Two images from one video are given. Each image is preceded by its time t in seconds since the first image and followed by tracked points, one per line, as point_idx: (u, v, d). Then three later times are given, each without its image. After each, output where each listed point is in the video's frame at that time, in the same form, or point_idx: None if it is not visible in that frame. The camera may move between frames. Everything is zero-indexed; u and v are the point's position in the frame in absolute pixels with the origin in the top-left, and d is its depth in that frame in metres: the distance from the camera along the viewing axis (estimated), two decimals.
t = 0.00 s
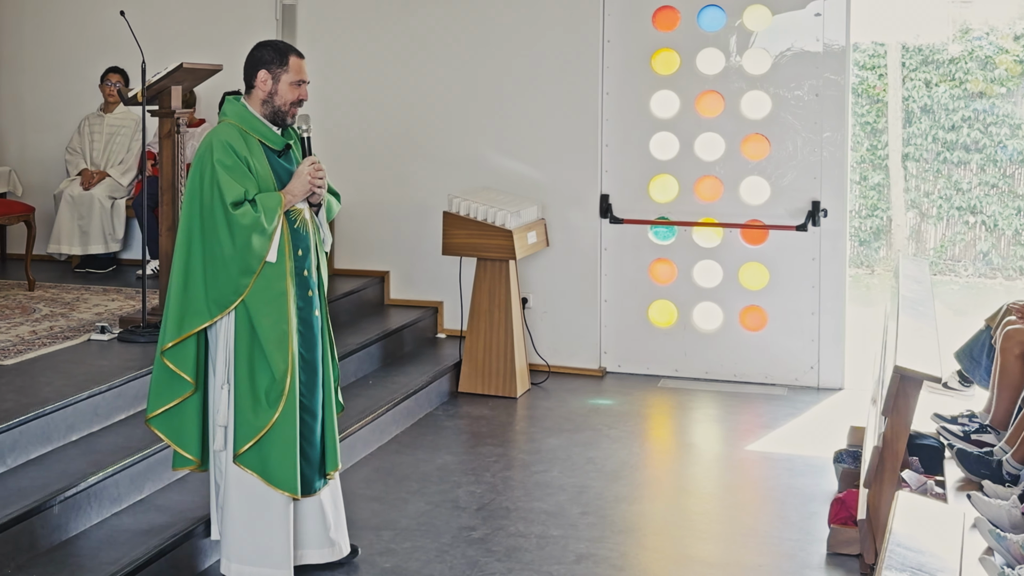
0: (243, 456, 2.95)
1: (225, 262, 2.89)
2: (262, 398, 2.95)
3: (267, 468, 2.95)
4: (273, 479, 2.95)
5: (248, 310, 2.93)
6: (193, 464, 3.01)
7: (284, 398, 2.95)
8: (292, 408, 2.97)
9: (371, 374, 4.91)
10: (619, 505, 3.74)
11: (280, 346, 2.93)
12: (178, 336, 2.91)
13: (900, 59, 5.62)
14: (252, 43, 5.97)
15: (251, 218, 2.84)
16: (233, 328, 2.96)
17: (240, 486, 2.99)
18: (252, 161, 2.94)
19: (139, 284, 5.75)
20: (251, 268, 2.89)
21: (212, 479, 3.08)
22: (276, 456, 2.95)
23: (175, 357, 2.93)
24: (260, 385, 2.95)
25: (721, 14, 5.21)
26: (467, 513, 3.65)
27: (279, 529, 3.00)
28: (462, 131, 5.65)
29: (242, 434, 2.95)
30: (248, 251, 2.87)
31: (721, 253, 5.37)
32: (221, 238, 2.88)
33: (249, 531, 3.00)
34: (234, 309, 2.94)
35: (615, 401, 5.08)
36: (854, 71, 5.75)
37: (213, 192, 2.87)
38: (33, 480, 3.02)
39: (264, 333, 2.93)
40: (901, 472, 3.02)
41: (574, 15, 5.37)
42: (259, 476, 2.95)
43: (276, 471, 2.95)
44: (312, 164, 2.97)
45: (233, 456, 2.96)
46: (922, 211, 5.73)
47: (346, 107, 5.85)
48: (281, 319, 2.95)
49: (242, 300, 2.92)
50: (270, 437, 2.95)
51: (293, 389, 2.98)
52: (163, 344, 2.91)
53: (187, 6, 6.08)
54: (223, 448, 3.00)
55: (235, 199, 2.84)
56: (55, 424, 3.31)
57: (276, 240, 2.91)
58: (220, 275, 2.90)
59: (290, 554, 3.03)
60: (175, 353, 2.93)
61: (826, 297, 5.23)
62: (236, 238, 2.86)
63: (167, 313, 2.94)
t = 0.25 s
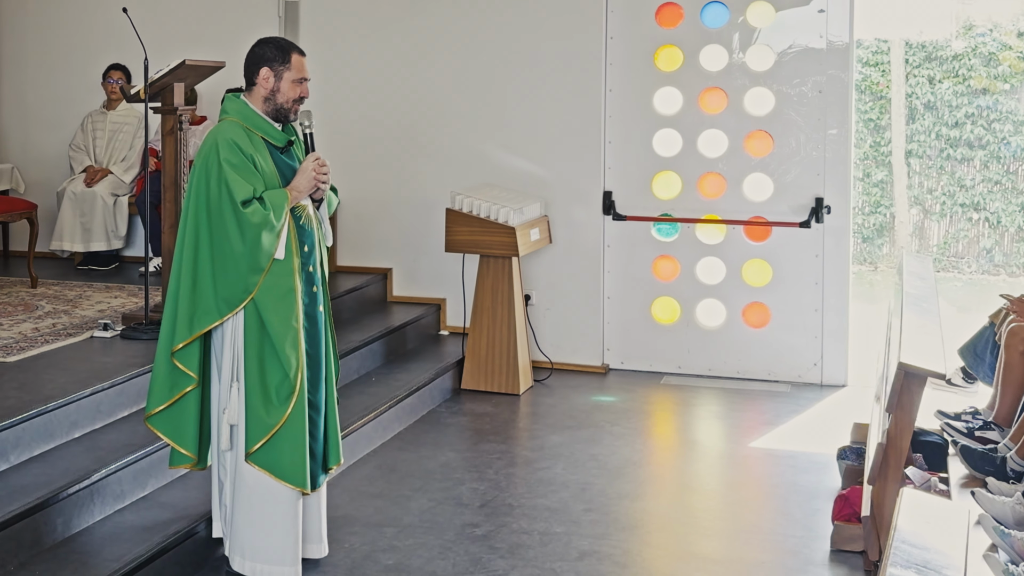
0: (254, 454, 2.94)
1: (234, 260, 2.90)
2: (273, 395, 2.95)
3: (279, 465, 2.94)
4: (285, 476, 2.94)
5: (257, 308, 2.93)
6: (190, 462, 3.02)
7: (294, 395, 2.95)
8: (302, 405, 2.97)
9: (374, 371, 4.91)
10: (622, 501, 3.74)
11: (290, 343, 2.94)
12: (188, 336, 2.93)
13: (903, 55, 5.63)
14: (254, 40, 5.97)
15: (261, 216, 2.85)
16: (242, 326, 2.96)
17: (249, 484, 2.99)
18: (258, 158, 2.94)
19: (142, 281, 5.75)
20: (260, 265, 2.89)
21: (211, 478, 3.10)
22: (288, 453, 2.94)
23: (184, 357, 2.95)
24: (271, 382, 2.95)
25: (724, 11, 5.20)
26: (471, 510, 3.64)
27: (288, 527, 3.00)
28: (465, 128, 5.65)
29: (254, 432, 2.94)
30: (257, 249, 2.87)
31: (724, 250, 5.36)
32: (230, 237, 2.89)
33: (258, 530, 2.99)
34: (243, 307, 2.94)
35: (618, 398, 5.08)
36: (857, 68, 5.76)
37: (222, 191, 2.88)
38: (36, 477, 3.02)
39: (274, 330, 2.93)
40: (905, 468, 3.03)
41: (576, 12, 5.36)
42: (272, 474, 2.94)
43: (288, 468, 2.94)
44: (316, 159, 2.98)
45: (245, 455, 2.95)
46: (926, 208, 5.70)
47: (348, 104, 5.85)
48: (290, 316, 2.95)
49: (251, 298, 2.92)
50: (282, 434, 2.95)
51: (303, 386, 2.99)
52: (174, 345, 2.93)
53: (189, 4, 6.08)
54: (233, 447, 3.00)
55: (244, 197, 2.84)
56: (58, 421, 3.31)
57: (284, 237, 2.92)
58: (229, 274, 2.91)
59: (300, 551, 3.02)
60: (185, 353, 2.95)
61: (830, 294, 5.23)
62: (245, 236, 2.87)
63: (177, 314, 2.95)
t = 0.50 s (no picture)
0: (264, 449, 2.94)
1: (239, 256, 2.89)
2: (281, 390, 2.95)
3: (289, 460, 2.95)
4: (295, 469, 2.95)
5: (263, 303, 2.93)
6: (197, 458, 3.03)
7: (302, 389, 2.96)
8: (309, 399, 2.98)
9: (372, 367, 4.91)
10: (620, 497, 3.74)
11: (296, 337, 2.94)
12: (195, 333, 2.92)
13: (901, 51, 5.63)
14: (252, 35, 5.97)
15: (265, 211, 2.84)
16: (248, 322, 2.95)
17: (257, 480, 2.99)
18: (260, 154, 2.94)
19: (139, 277, 5.74)
20: (265, 261, 2.89)
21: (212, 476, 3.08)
22: (297, 446, 2.95)
23: (191, 354, 2.95)
24: (278, 377, 2.95)
25: (722, 6, 5.19)
26: (469, 506, 3.64)
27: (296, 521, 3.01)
28: (463, 124, 5.64)
29: (263, 427, 2.94)
30: (262, 244, 2.86)
31: (723, 246, 5.35)
32: (235, 232, 2.88)
33: (267, 525, 3.00)
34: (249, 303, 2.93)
35: (617, 394, 5.08)
36: (855, 63, 5.76)
37: (225, 187, 2.87)
38: (34, 474, 3.02)
39: (281, 324, 2.93)
40: (901, 465, 3.03)
41: (574, 7, 5.36)
42: (283, 469, 2.95)
43: (298, 462, 2.95)
44: (317, 154, 2.95)
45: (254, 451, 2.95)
46: (924, 203, 5.71)
47: (346, 100, 5.84)
48: (296, 310, 2.95)
49: (257, 294, 2.91)
50: (290, 428, 2.96)
51: (309, 379, 3.00)
52: (181, 342, 2.93)
53: None
54: (242, 443, 3.00)
55: (248, 193, 2.83)
56: (55, 418, 3.31)
57: (288, 232, 2.92)
58: (234, 270, 2.90)
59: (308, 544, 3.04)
60: (192, 350, 2.95)
61: (828, 289, 5.23)
62: (250, 232, 2.86)
63: (183, 311, 2.94)
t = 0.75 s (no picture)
0: (272, 450, 2.94)
1: (246, 258, 2.89)
2: (288, 391, 2.95)
3: (298, 460, 2.95)
4: (303, 470, 2.95)
5: (270, 305, 2.93)
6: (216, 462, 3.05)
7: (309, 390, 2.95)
8: (317, 401, 2.98)
9: (374, 370, 4.91)
10: (624, 500, 3.74)
11: (303, 338, 2.94)
12: (204, 335, 2.93)
13: (904, 53, 5.61)
14: (254, 38, 5.97)
15: (271, 213, 2.83)
16: (256, 324, 2.95)
17: (264, 481, 2.99)
18: (265, 156, 2.93)
19: (142, 281, 5.74)
20: (271, 263, 2.88)
21: (219, 478, 3.08)
22: (305, 448, 2.95)
23: (201, 356, 2.95)
24: (286, 378, 2.95)
25: (724, 8, 5.19)
26: (472, 509, 3.64)
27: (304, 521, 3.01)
28: (465, 126, 5.64)
29: (271, 429, 2.94)
30: (269, 246, 2.86)
31: (726, 248, 5.35)
32: (242, 235, 2.87)
33: (273, 526, 3.00)
34: (256, 305, 2.93)
35: (620, 397, 5.07)
36: (857, 65, 5.73)
37: (231, 190, 2.86)
38: (36, 478, 3.01)
39: (288, 326, 2.92)
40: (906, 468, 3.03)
41: (576, 9, 5.36)
42: (291, 470, 2.95)
43: (307, 463, 2.95)
44: (322, 155, 2.97)
45: (262, 452, 2.95)
46: (927, 205, 5.70)
47: (348, 103, 5.84)
48: (303, 312, 2.95)
49: (264, 297, 2.91)
50: (299, 429, 2.96)
51: (317, 380, 2.99)
52: (190, 345, 2.93)
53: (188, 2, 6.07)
54: (250, 444, 3.00)
55: (254, 196, 2.83)
56: (57, 421, 3.31)
57: (294, 234, 2.91)
58: (242, 272, 2.90)
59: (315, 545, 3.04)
60: (202, 352, 2.95)
61: (831, 292, 5.22)
62: (256, 234, 2.86)
63: (192, 314, 2.95)
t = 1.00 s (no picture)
0: (278, 451, 2.94)
1: (251, 259, 2.89)
2: (294, 392, 2.95)
3: (303, 462, 2.95)
4: (309, 471, 2.95)
5: (275, 306, 2.93)
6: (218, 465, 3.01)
7: (315, 391, 2.96)
8: (322, 402, 2.98)
9: (377, 373, 4.90)
10: (626, 504, 3.73)
11: (308, 339, 2.94)
12: (209, 337, 2.92)
13: (907, 55, 5.61)
14: (256, 41, 5.97)
15: (277, 215, 2.84)
16: (261, 325, 2.95)
17: (267, 482, 2.98)
18: (269, 158, 2.94)
19: (144, 283, 5.74)
20: (276, 265, 2.89)
21: (222, 480, 3.07)
22: (310, 449, 2.95)
23: (207, 358, 2.94)
24: (291, 379, 2.94)
25: (727, 11, 5.19)
26: (474, 513, 3.64)
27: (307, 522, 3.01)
28: (467, 129, 5.64)
29: (277, 430, 2.93)
30: (274, 247, 2.87)
31: (728, 251, 5.35)
32: (247, 236, 2.87)
33: (277, 527, 3.00)
34: (261, 306, 2.93)
35: (622, 400, 5.06)
36: (860, 68, 5.71)
37: (237, 192, 2.87)
38: (38, 480, 3.01)
39: (293, 327, 2.92)
40: (909, 472, 3.02)
41: (578, 12, 5.36)
42: (297, 471, 2.95)
43: (312, 464, 2.96)
44: (326, 156, 2.95)
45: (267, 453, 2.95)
46: (930, 208, 5.70)
47: (351, 106, 5.84)
48: (308, 313, 2.95)
49: (269, 298, 2.91)
50: (304, 430, 2.96)
51: (322, 381, 2.99)
52: (195, 347, 2.93)
53: (191, 5, 6.07)
54: (255, 446, 2.99)
55: (260, 197, 2.84)
56: (59, 424, 3.31)
57: (299, 235, 2.92)
58: (247, 273, 2.90)
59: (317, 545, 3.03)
60: (207, 354, 2.94)
61: (834, 295, 5.22)
62: (261, 236, 2.86)
63: (197, 315, 2.94)
